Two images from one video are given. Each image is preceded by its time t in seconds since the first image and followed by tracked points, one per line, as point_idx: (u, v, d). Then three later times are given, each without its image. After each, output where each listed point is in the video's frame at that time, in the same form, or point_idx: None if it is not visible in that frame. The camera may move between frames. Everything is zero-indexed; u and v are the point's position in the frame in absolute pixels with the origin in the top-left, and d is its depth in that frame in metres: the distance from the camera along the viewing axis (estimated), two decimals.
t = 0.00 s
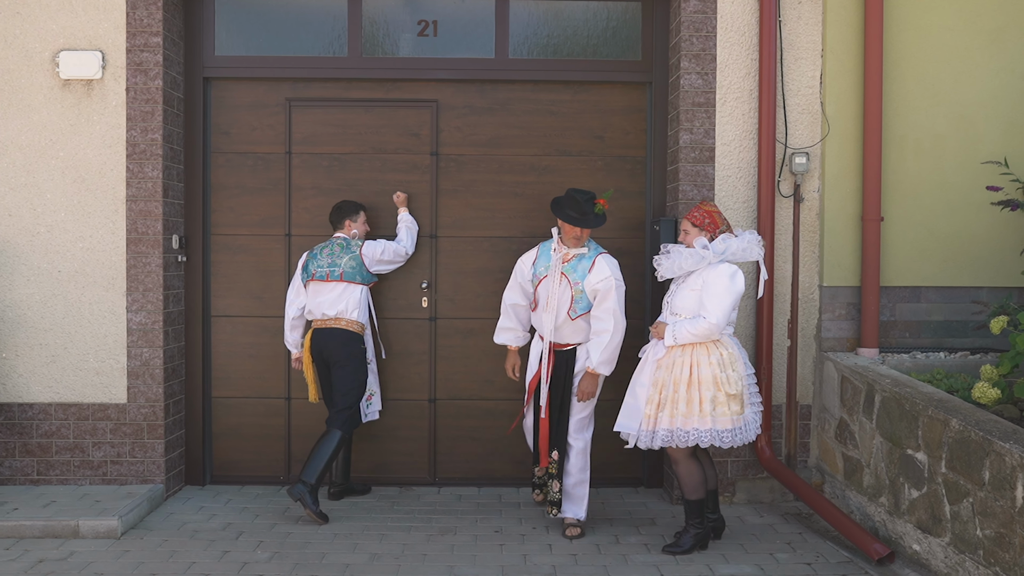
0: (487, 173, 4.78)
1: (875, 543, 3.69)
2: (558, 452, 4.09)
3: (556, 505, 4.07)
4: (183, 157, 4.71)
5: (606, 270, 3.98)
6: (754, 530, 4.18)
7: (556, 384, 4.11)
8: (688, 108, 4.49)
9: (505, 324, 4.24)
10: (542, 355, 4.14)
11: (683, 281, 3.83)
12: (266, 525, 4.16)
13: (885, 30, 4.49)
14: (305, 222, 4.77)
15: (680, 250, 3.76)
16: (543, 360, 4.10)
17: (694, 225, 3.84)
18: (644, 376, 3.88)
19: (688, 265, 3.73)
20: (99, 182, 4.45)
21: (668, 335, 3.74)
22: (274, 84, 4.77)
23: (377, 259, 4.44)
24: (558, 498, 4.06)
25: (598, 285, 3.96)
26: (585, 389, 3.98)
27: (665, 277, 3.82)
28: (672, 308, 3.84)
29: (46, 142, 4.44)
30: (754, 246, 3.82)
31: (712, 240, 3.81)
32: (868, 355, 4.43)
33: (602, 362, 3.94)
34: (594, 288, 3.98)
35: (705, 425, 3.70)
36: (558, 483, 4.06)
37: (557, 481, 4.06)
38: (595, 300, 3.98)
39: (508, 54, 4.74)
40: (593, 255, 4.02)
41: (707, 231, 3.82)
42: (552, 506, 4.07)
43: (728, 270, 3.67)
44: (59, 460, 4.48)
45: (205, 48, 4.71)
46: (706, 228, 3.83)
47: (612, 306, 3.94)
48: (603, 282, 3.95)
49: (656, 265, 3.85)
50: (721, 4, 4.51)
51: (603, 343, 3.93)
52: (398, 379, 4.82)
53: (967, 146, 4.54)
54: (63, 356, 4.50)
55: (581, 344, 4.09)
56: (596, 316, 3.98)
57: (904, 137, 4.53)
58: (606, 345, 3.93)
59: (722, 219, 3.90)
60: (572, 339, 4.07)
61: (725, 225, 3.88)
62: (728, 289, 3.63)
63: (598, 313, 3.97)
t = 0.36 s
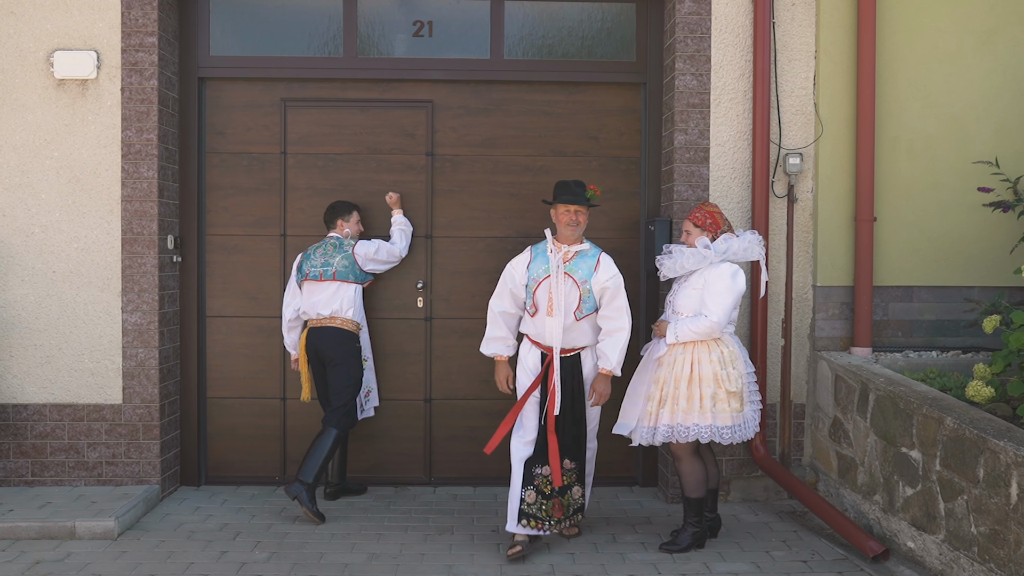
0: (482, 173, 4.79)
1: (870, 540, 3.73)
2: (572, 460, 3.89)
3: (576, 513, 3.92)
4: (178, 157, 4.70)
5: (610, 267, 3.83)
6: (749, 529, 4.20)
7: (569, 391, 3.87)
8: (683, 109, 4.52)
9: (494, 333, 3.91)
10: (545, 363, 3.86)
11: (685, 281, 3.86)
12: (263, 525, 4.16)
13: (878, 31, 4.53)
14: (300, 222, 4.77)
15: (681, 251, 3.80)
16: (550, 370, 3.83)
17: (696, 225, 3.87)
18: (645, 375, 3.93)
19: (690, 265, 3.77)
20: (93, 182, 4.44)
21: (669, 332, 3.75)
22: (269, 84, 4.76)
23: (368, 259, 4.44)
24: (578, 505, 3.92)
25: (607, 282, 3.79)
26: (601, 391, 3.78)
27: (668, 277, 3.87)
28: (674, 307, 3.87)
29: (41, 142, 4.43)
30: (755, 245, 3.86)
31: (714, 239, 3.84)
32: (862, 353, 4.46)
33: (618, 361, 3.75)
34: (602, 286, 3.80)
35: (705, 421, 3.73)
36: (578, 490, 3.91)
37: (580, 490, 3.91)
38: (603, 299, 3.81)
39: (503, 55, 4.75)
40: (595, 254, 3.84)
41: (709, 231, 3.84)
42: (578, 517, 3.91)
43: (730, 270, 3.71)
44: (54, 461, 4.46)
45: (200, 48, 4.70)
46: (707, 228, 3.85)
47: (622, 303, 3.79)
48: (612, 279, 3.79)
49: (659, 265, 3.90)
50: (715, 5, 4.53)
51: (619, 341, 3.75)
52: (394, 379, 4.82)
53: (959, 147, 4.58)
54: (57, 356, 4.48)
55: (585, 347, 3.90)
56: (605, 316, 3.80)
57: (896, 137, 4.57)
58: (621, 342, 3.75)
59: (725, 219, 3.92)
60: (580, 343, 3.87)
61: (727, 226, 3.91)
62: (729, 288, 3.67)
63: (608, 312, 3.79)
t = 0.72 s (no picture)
0: (482, 173, 4.81)
1: (869, 538, 3.77)
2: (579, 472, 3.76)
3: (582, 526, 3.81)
4: (178, 157, 4.70)
5: (615, 263, 3.79)
6: (749, 527, 4.23)
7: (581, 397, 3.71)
8: (682, 109, 4.54)
9: (497, 336, 3.69)
10: (554, 365, 3.70)
11: (686, 281, 3.89)
12: (265, 525, 4.16)
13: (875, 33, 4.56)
14: (300, 222, 4.78)
15: (682, 250, 3.85)
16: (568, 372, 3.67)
17: (697, 225, 3.91)
18: (647, 373, 3.97)
19: (690, 264, 3.81)
20: (94, 182, 4.44)
21: (671, 331, 3.79)
22: (269, 84, 4.77)
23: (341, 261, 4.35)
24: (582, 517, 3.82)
25: (616, 278, 3.75)
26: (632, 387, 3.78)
27: (669, 276, 3.93)
28: (676, 306, 3.91)
29: (41, 142, 4.42)
30: (756, 245, 3.90)
31: (715, 239, 3.87)
32: (860, 352, 4.49)
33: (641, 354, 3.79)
34: (611, 281, 3.74)
35: (703, 418, 3.75)
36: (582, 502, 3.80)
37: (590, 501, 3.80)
38: (610, 293, 3.76)
39: (503, 55, 4.76)
40: (597, 249, 3.78)
41: (710, 231, 3.88)
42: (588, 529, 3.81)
43: (730, 269, 3.73)
44: (54, 462, 4.46)
45: (200, 48, 4.70)
46: (708, 228, 3.89)
47: (634, 296, 3.78)
48: (621, 274, 3.76)
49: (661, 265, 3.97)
50: (715, 6, 4.56)
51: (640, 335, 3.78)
52: (394, 378, 4.83)
53: (956, 148, 4.62)
54: (58, 357, 4.48)
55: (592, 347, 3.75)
56: (617, 311, 3.77)
57: (894, 138, 4.60)
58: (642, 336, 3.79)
59: (726, 220, 3.95)
60: (590, 342, 3.72)
61: (728, 226, 3.94)
62: (730, 287, 3.69)
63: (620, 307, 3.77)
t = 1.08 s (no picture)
0: (476, 173, 4.82)
1: (861, 535, 3.83)
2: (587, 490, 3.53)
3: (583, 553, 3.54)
4: (172, 157, 4.70)
5: (654, 272, 3.50)
6: (742, 525, 4.25)
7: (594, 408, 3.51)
8: (676, 110, 4.56)
9: (525, 339, 3.67)
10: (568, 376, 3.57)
11: (682, 280, 3.92)
12: (260, 525, 4.16)
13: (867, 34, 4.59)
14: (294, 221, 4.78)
15: (678, 250, 3.88)
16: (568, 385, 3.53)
17: (692, 225, 3.94)
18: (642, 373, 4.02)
19: (686, 263, 3.84)
20: (87, 182, 4.43)
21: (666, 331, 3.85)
22: (263, 84, 4.77)
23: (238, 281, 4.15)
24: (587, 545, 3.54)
25: (647, 289, 3.46)
26: (678, 407, 3.54)
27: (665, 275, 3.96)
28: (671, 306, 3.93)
29: (34, 142, 4.42)
30: (751, 245, 3.89)
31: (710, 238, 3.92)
32: (852, 351, 4.53)
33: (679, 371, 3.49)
34: (642, 293, 3.47)
35: (697, 417, 3.79)
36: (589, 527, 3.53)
37: (592, 523, 3.53)
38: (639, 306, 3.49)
39: (497, 56, 4.78)
40: (632, 256, 3.54)
41: (705, 230, 3.92)
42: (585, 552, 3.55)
43: (726, 268, 3.75)
44: (48, 462, 4.45)
45: (193, 48, 4.70)
46: (703, 228, 3.93)
47: (670, 310, 3.47)
48: (655, 286, 3.47)
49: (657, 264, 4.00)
50: (708, 8, 4.58)
51: (677, 352, 3.48)
52: (388, 378, 4.84)
53: (946, 149, 4.66)
54: (51, 357, 4.47)
55: (614, 361, 3.53)
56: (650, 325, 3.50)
57: (885, 139, 4.64)
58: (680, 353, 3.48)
59: (721, 220, 4.01)
60: (609, 355, 3.52)
61: (723, 225, 3.99)
62: (724, 287, 3.71)
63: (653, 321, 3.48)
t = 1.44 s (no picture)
0: (467, 175, 4.84)
1: (851, 533, 3.86)
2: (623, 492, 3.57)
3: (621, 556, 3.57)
4: (163, 158, 4.70)
5: (672, 265, 3.37)
6: (732, 524, 4.28)
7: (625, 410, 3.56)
8: (666, 111, 4.59)
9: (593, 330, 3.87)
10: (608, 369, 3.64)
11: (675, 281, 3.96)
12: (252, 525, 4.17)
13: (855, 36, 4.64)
14: (285, 222, 4.78)
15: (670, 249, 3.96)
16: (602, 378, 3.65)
17: (686, 225, 3.97)
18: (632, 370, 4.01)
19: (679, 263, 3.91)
20: (79, 183, 4.43)
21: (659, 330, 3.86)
22: (255, 85, 4.77)
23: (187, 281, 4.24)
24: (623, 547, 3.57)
25: (656, 284, 3.37)
26: (663, 403, 3.34)
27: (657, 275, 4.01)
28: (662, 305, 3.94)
29: (25, 143, 4.41)
30: (744, 246, 3.98)
31: (703, 238, 3.96)
32: (840, 351, 4.57)
33: (674, 367, 3.32)
34: (652, 287, 3.39)
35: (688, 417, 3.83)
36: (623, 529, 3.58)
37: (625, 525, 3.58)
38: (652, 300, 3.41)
39: (489, 57, 4.80)
40: (654, 249, 3.44)
41: (699, 231, 3.95)
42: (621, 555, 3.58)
43: (720, 269, 3.78)
44: (39, 463, 4.44)
45: (185, 49, 4.71)
46: (697, 228, 3.96)
47: (672, 305, 3.33)
48: (664, 280, 3.35)
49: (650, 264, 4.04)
50: (698, 10, 4.62)
51: (673, 347, 3.33)
52: (380, 378, 4.85)
53: (933, 150, 4.71)
54: (42, 358, 4.47)
55: (646, 357, 3.54)
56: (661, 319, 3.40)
57: (873, 140, 4.68)
58: (676, 348, 3.32)
59: (714, 220, 4.03)
60: (636, 351, 3.54)
61: (716, 226, 4.02)
62: (718, 287, 3.74)
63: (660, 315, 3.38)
